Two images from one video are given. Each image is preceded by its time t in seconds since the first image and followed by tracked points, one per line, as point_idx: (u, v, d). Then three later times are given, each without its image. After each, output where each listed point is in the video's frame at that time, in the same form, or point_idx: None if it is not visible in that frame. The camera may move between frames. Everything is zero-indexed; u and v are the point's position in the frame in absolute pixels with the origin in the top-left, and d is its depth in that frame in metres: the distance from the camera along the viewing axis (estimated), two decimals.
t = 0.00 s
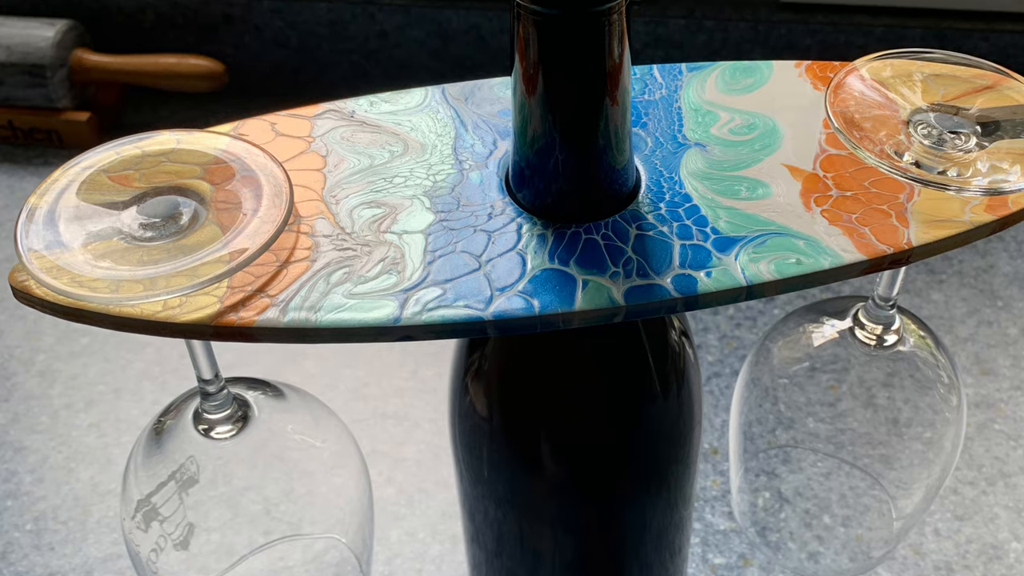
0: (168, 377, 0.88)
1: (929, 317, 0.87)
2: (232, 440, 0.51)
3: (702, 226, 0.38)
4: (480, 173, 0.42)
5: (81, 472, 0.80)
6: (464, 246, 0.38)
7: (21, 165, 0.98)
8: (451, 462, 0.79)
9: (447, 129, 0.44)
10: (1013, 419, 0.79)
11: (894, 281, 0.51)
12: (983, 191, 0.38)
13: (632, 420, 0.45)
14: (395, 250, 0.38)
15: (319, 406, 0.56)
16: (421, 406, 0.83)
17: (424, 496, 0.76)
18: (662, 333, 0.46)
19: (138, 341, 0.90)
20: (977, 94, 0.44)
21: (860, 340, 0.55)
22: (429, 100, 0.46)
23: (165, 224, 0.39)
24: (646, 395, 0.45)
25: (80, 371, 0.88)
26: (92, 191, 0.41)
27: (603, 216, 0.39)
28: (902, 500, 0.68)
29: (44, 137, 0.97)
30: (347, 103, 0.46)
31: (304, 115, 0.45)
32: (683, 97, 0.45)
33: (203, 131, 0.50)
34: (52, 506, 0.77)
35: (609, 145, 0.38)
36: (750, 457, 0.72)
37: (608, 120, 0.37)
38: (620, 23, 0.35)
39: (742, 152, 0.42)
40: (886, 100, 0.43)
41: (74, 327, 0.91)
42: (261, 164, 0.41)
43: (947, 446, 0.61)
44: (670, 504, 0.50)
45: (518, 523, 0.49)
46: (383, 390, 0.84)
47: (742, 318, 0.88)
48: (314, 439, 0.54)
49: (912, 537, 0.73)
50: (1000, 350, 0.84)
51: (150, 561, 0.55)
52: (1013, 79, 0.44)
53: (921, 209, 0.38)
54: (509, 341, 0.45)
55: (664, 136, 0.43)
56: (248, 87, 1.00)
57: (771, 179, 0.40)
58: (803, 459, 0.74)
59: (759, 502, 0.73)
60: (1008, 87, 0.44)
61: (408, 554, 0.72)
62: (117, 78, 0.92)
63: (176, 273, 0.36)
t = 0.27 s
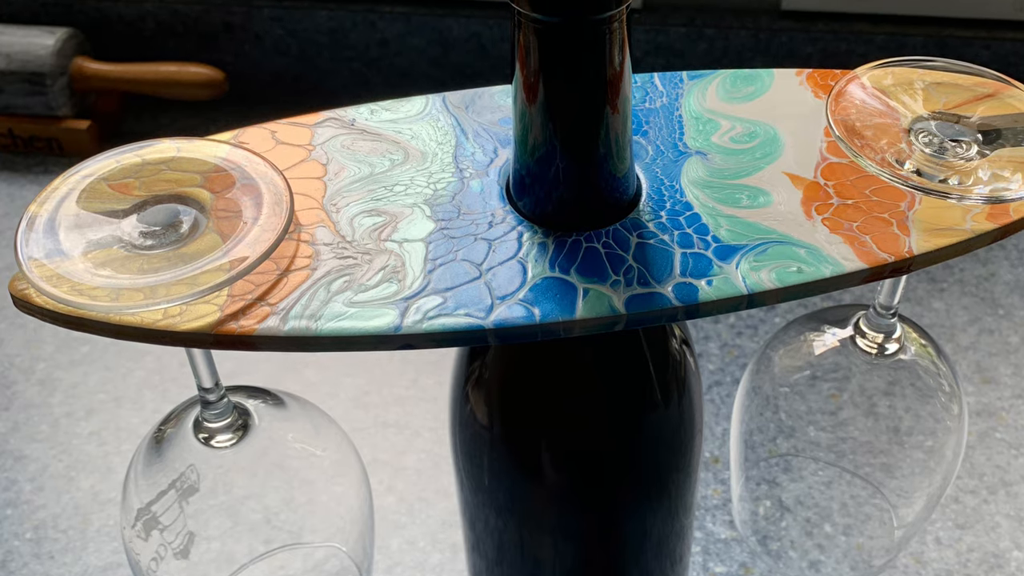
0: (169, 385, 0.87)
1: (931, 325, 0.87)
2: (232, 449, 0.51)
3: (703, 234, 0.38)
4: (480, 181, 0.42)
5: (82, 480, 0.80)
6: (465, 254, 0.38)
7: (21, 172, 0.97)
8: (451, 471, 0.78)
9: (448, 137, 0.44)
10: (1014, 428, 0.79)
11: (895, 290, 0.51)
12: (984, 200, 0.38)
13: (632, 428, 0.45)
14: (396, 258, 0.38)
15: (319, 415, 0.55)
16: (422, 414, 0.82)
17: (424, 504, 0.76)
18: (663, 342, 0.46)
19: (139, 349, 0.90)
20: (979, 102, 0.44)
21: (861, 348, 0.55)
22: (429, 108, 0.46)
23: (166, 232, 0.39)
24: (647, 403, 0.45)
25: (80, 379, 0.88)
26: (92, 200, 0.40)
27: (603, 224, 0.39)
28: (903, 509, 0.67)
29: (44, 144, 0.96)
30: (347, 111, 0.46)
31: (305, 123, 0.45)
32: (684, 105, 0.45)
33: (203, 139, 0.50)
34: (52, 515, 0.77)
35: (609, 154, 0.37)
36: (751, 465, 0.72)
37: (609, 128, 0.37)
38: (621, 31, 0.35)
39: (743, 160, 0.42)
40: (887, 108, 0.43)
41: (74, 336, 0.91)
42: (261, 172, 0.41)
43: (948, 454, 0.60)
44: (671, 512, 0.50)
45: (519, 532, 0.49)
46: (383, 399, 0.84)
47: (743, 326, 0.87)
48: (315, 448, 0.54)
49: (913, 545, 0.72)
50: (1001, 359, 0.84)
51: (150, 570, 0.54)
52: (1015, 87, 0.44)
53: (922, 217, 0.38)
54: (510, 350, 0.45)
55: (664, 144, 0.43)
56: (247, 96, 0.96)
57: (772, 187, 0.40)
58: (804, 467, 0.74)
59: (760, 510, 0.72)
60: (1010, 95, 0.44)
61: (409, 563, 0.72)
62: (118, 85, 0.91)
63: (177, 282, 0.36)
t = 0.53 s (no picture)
0: (169, 394, 0.83)
1: (931, 334, 0.83)
2: (232, 457, 0.51)
3: (704, 242, 0.38)
4: (481, 190, 0.42)
5: (82, 489, 0.76)
6: (465, 262, 0.38)
7: (21, 180, 0.95)
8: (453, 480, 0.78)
9: (449, 146, 0.44)
10: (1016, 436, 0.76)
11: (896, 298, 0.51)
12: (985, 208, 0.38)
13: (633, 437, 0.45)
14: (396, 266, 0.38)
15: (320, 423, 0.55)
16: (423, 423, 0.81)
17: (425, 513, 0.75)
18: (663, 350, 0.46)
19: (139, 357, 0.86)
20: (980, 110, 0.44)
21: (862, 357, 0.55)
22: (430, 116, 0.46)
23: (166, 241, 0.39)
24: (648, 412, 0.45)
25: (81, 388, 0.84)
26: (92, 208, 0.41)
27: (604, 232, 0.39)
28: (905, 517, 0.66)
29: (44, 153, 0.94)
30: (348, 118, 0.46)
31: (305, 130, 0.45)
32: (685, 112, 0.45)
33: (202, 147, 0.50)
34: (53, 523, 0.74)
35: (610, 161, 0.37)
36: (754, 473, 0.72)
37: (610, 136, 0.37)
38: (621, 39, 0.35)
39: (744, 168, 0.41)
40: (889, 116, 0.43)
41: (75, 344, 0.87)
42: (261, 181, 0.41)
43: (949, 463, 0.60)
44: (671, 521, 0.49)
45: (520, 541, 0.49)
46: (384, 407, 0.82)
47: (743, 334, 0.85)
48: (316, 456, 0.54)
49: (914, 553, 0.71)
50: (1002, 367, 0.81)
51: None
52: (1016, 95, 0.44)
53: (924, 225, 0.38)
54: (510, 358, 0.44)
55: (665, 152, 0.43)
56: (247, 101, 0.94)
57: (773, 195, 0.40)
58: (804, 476, 0.72)
59: (761, 519, 0.72)
60: (1011, 103, 0.44)
61: (410, 572, 0.72)
62: (118, 93, 0.89)
63: (177, 290, 0.36)
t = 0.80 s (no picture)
0: (169, 403, 0.83)
1: (933, 343, 0.82)
2: (232, 466, 0.51)
3: (705, 251, 0.38)
4: (481, 198, 0.41)
5: (82, 497, 0.76)
6: (465, 271, 0.38)
7: (22, 189, 0.93)
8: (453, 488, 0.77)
9: (449, 154, 0.44)
10: (1018, 445, 0.75)
11: (897, 307, 0.51)
12: (986, 217, 0.38)
13: (634, 446, 0.44)
14: (397, 275, 0.38)
15: (320, 432, 0.55)
16: (423, 432, 0.81)
17: (426, 522, 0.75)
18: (664, 358, 0.46)
19: (139, 365, 0.86)
20: (981, 118, 0.44)
21: (863, 366, 0.55)
22: (430, 124, 0.46)
23: (166, 249, 0.39)
24: (649, 420, 0.44)
25: (81, 397, 0.83)
26: (92, 217, 0.40)
27: (605, 240, 0.39)
28: (906, 526, 0.66)
29: (44, 161, 0.93)
30: (348, 127, 0.46)
31: (306, 139, 0.45)
32: (686, 121, 0.45)
33: (203, 155, 0.50)
34: (53, 532, 0.73)
35: (611, 170, 0.37)
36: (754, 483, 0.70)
37: (611, 145, 0.37)
38: (622, 47, 0.35)
39: (745, 177, 0.41)
40: (890, 124, 0.43)
41: (75, 352, 0.87)
42: (261, 189, 0.41)
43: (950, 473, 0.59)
44: (672, 529, 0.49)
45: (521, 550, 0.48)
46: (384, 416, 0.82)
47: (744, 342, 0.84)
48: (316, 465, 0.54)
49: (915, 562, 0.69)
50: (1003, 376, 0.80)
51: None
52: (1017, 104, 0.44)
53: (925, 233, 0.38)
54: (510, 367, 0.44)
55: (666, 160, 0.43)
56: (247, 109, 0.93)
57: (775, 204, 0.40)
58: (805, 484, 0.71)
59: (762, 528, 0.70)
60: (1012, 111, 0.44)
61: None
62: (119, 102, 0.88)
63: (177, 298, 0.36)
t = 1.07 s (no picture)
0: (170, 412, 0.82)
1: (934, 351, 0.80)
2: (232, 475, 0.51)
3: (706, 259, 0.38)
4: (482, 207, 0.41)
5: (82, 506, 0.75)
6: (466, 279, 0.38)
7: (21, 198, 0.92)
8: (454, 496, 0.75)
9: (450, 162, 0.44)
10: (1019, 453, 0.73)
11: (899, 315, 0.51)
12: (988, 225, 0.38)
13: (635, 454, 0.44)
14: (397, 283, 0.38)
15: (320, 440, 0.55)
16: (424, 440, 0.79)
17: (426, 531, 0.73)
18: (665, 366, 0.45)
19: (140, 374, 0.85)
20: (982, 126, 0.44)
21: (864, 374, 0.55)
22: (431, 132, 0.46)
23: (166, 257, 0.39)
24: (650, 429, 0.44)
25: (81, 406, 0.82)
26: (92, 225, 0.40)
27: (606, 248, 0.38)
28: (906, 535, 0.65)
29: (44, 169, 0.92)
30: (349, 135, 0.45)
31: (306, 147, 0.45)
32: (687, 129, 0.45)
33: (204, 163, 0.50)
34: (53, 540, 0.73)
35: (612, 178, 0.37)
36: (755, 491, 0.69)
37: (611, 153, 0.36)
38: (623, 55, 0.35)
39: (746, 185, 0.41)
40: (891, 133, 0.43)
41: (75, 360, 0.86)
42: (262, 197, 0.41)
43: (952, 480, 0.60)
44: (674, 538, 0.49)
45: (521, 559, 0.48)
46: (385, 425, 0.80)
47: (744, 351, 0.81)
48: (317, 473, 0.53)
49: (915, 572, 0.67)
50: (1005, 385, 0.78)
51: None
52: (1018, 111, 0.44)
53: (926, 242, 0.37)
54: (511, 375, 0.44)
55: (667, 168, 0.43)
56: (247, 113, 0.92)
57: (776, 212, 0.40)
58: (807, 493, 0.69)
59: (763, 537, 0.68)
60: (1013, 119, 0.44)
61: None
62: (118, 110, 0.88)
63: (177, 307, 0.36)
